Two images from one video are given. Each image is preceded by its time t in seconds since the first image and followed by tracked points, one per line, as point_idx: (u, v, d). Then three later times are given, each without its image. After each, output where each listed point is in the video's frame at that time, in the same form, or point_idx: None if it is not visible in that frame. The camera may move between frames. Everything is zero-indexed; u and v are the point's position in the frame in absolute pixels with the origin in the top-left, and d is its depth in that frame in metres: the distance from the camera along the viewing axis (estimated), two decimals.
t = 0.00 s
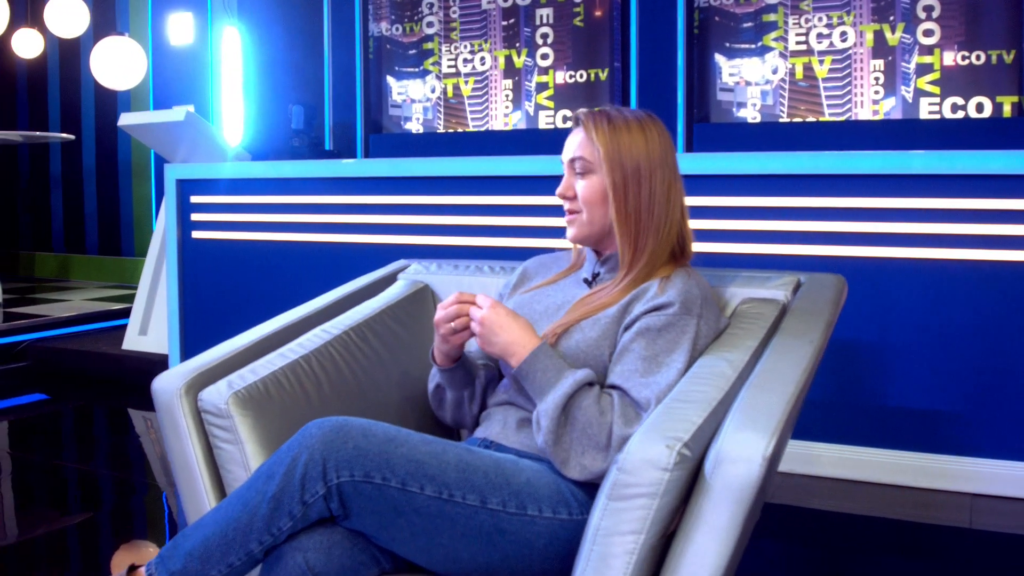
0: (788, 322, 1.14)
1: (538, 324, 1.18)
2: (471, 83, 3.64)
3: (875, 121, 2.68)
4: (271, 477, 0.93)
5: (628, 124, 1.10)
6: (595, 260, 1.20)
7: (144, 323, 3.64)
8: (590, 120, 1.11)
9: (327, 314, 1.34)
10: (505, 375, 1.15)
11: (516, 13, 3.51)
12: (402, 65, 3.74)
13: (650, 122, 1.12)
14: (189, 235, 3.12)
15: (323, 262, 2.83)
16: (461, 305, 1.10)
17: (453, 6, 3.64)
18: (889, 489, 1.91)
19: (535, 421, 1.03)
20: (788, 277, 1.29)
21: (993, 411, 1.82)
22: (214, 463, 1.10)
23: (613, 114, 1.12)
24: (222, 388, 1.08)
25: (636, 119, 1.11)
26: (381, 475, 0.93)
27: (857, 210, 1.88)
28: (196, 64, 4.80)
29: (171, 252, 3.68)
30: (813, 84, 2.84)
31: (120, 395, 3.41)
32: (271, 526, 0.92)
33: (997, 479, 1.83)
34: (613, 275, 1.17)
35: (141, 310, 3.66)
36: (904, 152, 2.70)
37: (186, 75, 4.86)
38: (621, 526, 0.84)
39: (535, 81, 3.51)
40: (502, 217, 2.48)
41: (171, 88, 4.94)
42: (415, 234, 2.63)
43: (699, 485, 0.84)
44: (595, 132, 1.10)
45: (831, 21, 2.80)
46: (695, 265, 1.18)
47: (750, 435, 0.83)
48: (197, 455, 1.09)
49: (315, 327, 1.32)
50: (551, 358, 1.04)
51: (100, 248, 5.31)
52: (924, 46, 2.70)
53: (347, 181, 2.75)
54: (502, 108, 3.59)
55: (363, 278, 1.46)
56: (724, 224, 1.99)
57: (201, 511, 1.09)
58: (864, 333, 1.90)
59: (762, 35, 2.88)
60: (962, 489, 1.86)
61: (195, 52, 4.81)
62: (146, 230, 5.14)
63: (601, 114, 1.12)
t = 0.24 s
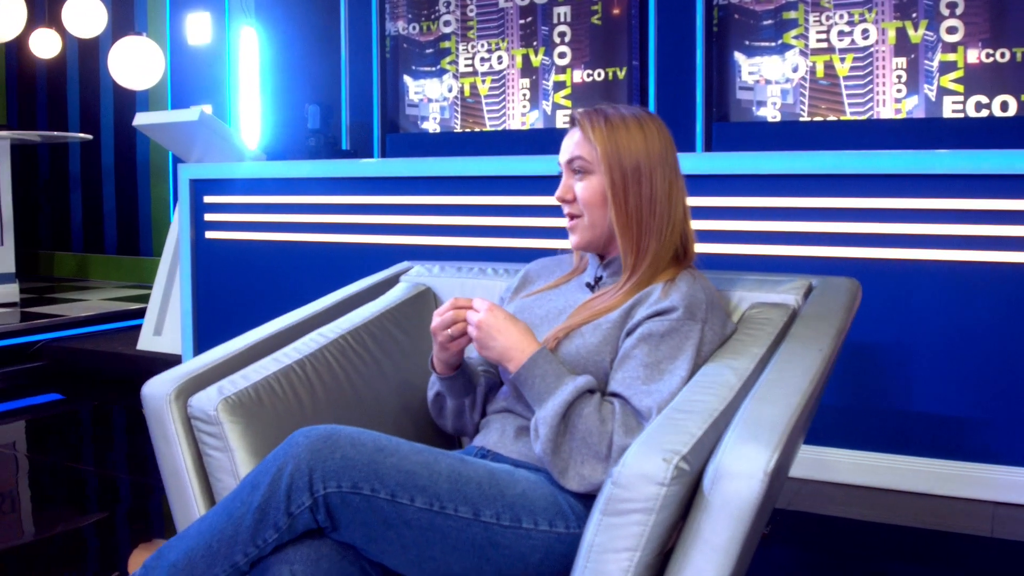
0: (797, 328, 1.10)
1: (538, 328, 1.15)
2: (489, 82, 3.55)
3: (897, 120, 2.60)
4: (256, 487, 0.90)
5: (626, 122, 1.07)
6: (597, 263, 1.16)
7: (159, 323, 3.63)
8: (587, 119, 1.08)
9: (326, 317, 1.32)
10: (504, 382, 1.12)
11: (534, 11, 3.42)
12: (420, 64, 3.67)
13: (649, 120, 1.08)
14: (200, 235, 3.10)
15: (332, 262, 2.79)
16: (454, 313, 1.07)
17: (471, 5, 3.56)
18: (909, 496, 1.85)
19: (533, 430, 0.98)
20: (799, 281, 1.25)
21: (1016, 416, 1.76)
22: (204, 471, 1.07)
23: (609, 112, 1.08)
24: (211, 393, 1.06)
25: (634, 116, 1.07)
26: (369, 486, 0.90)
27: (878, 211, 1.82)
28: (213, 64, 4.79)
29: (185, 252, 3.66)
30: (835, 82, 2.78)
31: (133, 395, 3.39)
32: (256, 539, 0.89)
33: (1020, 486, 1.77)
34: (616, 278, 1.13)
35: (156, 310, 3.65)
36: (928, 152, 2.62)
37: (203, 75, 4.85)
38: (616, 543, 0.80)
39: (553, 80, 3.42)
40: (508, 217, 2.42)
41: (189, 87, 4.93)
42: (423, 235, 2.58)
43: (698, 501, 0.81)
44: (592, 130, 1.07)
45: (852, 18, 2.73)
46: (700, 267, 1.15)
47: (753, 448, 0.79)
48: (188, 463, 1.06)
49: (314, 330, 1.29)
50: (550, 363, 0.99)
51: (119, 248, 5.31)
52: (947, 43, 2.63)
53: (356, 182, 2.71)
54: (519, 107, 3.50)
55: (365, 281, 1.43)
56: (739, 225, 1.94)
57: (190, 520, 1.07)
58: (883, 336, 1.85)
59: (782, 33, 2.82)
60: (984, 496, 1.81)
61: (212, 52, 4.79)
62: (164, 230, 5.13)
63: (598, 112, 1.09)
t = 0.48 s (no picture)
0: (805, 333, 1.06)
1: (538, 332, 1.12)
2: (504, 81, 3.51)
3: (919, 118, 2.54)
4: (242, 495, 0.87)
5: (632, 120, 1.04)
6: (600, 264, 1.13)
7: (173, 322, 3.62)
8: (591, 116, 1.05)
9: (324, 319, 1.29)
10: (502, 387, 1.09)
11: (549, 10, 3.37)
12: (435, 63, 3.64)
13: (655, 117, 1.05)
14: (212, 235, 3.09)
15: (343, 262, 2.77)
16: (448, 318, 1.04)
17: (486, 3, 3.51)
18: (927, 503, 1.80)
19: (529, 438, 0.96)
20: (810, 283, 1.22)
21: None
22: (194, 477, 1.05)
23: (615, 109, 1.05)
24: (202, 398, 1.03)
25: (639, 114, 1.04)
26: (357, 496, 0.87)
27: (899, 210, 1.77)
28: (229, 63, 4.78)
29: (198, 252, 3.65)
30: (854, 81, 2.72)
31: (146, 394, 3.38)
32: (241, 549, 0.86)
33: None
34: (618, 281, 1.10)
35: (169, 310, 3.64)
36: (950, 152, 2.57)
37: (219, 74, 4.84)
38: (610, 557, 0.77)
39: (568, 79, 3.37)
40: (516, 218, 2.39)
41: (204, 87, 4.92)
42: (433, 235, 2.55)
43: (696, 514, 0.78)
44: (597, 128, 1.04)
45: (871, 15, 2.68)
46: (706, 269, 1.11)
47: (753, 459, 0.76)
48: (177, 469, 1.04)
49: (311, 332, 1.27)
50: (547, 370, 0.97)
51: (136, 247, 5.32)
52: (968, 40, 2.57)
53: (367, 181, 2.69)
54: (535, 107, 3.45)
55: (365, 283, 1.40)
56: (752, 225, 1.91)
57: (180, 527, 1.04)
58: (900, 339, 1.81)
59: (800, 30, 2.77)
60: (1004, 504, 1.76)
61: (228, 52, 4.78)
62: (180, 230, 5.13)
63: (602, 110, 1.06)
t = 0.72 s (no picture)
0: (811, 339, 1.03)
1: (536, 337, 1.10)
2: (520, 80, 3.46)
3: (941, 115, 2.48)
4: (226, 503, 0.85)
5: (635, 118, 1.01)
6: (601, 267, 1.10)
7: (186, 323, 3.61)
8: (593, 114, 1.02)
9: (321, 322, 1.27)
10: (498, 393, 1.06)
11: (566, 7, 3.31)
12: (451, 62, 3.58)
13: (659, 115, 1.02)
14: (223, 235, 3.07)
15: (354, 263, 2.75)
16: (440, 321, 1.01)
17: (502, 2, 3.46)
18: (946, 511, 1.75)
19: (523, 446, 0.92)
20: (818, 287, 1.18)
21: None
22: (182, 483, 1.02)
23: (618, 107, 1.02)
24: (191, 403, 1.01)
25: (643, 113, 1.01)
26: (343, 506, 0.84)
27: (919, 211, 1.72)
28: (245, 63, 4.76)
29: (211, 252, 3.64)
30: (873, 79, 2.68)
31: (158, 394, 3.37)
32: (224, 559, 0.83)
33: None
34: (618, 285, 1.07)
35: (182, 310, 3.63)
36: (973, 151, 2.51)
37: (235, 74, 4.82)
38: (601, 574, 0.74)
39: (585, 78, 3.31)
40: (529, 221, 2.35)
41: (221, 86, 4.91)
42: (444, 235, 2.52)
43: (691, 530, 0.75)
44: (599, 127, 1.01)
45: (891, 13, 2.64)
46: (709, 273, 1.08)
47: (750, 473, 0.73)
48: (166, 475, 1.01)
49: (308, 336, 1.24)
50: (542, 377, 0.94)
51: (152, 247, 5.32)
52: (989, 38, 2.52)
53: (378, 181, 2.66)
54: (550, 106, 3.40)
55: (365, 285, 1.38)
56: (765, 226, 1.87)
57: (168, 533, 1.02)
58: (918, 341, 1.76)
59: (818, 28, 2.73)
60: None
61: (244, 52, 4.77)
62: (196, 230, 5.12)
63: (605, 108, 1.03)
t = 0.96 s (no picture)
0: (816, 345, 0.99)
1: (533, 341, 1.07)
2: (536, 80, 3.37)
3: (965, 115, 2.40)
4: (207, 513, 0.82)
5: (640, 117, 0.98)
6: (600, 269, 1.08)
7: (199, 324, 3.60)
8: (597, 111, 0.99)
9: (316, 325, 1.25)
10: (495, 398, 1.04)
11: (582, 6, 3.22)
12: (466, 62, 3.52)
13: (664, 115, 0.99)
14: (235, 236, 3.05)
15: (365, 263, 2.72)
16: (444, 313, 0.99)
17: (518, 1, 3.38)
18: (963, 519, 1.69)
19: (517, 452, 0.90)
20: (825, 291, 1.15)
21: None
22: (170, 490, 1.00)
23: (622, 106, 0.99)
24: (180, 408, 0.99)
25: (648, 112, 0.98)
26: (326, 516, 0.82)
27: (935, 212, 1.65)
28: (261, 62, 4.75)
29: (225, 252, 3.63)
30: (893, 77, 2.61)
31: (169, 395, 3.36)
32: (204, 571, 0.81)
33: None
34: (616, 287, 1.04)
35: (196, 311, 3.62)
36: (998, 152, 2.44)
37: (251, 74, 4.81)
38: None
39: (600, 77, 3.22)
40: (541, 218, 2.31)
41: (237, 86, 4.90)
42: (455, 235, 2.49)
43: (682, 546, 0.72)
44: (602, 124, 0.98)
45: (912, 10, 2.57)
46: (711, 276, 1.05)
47: (745, 488, 0.70)
48: (154, 481, 0.99)
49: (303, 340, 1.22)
50: (539, 381, 0.91)
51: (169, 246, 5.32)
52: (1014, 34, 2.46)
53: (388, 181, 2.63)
54: (566, 106, 3.30)
55: (362, 288, 1.35)
56: (777, 228, 1.80)
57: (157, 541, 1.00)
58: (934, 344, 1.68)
59: (837, 26, 2.68)
60: None
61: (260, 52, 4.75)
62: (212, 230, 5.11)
63: (609, 105, 1.00)
